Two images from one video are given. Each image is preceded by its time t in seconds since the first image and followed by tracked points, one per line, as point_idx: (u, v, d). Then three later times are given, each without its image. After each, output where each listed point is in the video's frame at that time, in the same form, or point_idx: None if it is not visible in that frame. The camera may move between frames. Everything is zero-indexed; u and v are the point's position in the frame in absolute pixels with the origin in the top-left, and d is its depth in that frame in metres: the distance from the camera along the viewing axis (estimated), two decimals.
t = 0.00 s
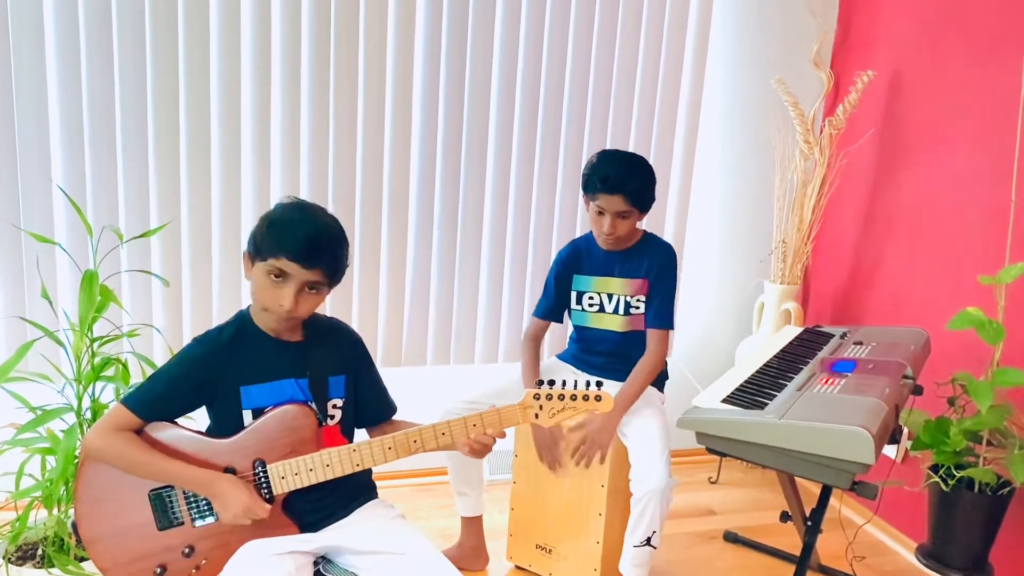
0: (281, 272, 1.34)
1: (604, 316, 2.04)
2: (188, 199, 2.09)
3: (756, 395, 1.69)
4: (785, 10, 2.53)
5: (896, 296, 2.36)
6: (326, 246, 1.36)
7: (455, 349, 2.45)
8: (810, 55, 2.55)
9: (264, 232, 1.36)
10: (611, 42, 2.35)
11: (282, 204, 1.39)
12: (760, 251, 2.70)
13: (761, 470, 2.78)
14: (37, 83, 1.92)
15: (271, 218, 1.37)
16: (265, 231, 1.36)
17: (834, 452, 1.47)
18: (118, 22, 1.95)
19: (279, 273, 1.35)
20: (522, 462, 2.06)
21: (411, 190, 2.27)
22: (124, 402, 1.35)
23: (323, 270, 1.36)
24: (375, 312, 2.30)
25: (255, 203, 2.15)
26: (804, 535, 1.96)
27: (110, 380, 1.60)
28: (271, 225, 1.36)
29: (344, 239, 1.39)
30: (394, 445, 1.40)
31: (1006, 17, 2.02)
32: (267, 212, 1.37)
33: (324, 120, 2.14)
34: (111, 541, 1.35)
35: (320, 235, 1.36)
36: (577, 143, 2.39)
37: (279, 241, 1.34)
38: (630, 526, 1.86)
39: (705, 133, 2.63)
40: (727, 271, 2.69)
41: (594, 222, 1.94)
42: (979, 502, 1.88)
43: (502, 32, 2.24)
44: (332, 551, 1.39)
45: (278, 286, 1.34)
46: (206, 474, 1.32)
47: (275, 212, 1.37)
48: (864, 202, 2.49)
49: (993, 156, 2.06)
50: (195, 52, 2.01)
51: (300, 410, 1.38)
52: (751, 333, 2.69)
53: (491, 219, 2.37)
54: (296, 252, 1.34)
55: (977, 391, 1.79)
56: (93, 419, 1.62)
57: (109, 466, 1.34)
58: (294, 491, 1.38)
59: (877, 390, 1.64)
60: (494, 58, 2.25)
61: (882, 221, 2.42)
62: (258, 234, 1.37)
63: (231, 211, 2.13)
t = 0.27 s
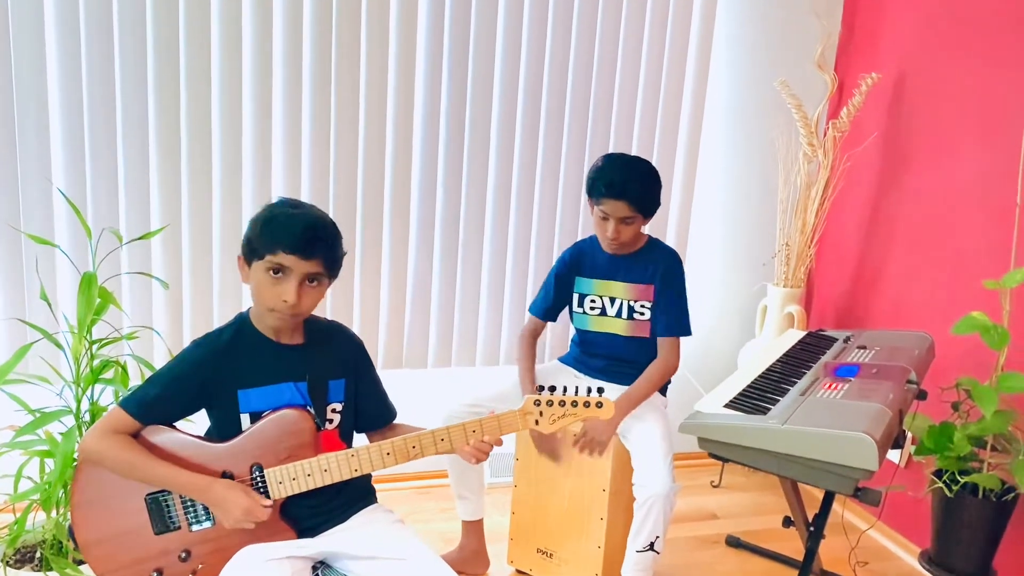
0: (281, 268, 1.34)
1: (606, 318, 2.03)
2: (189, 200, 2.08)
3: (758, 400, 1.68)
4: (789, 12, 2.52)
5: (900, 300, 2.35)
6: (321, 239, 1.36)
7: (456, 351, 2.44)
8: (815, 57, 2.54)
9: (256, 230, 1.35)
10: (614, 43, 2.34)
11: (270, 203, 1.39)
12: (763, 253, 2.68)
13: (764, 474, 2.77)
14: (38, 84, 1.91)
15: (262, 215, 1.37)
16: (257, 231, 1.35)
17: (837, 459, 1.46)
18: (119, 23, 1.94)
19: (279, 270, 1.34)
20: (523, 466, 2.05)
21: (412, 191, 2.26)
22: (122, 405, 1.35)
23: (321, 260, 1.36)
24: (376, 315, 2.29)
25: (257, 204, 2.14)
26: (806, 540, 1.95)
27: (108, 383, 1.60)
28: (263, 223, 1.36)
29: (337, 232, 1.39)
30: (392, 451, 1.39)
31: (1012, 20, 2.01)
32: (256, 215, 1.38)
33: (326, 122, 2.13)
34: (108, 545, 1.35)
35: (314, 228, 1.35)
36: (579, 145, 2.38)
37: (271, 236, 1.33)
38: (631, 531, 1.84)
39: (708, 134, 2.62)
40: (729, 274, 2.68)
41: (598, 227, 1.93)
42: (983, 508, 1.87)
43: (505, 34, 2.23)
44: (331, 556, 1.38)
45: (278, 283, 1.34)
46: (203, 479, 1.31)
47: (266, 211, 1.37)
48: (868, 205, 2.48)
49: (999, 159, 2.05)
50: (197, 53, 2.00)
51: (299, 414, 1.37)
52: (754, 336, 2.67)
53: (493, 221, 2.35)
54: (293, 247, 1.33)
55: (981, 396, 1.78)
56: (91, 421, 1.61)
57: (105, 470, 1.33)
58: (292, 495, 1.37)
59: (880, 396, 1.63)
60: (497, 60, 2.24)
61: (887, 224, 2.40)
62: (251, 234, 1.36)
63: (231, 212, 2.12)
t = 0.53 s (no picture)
0: (278, 264, 1.34)
1: (606, 320, 2.02)
2: (189, 199, 2.07)
3: (757, 402, 1.67)
4: (792, 12, 2.51)
5: (901, 301, 2.34)
6: (317, 237, 1.36)
7: (456, 351, 2.43)
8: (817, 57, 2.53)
9: (251, 232, 1.35)
10: (615, 43, 2.33)
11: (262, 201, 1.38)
12: (765, 254, 2.67)
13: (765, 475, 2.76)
14: (37, 82, 1.90)
15: (256, 214, 1.36)
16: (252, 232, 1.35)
17: (836, 461, 1.45)
18: (119, 21, 1.94)
19: (275, 265, 1.34)
20: (522, 466, 2.04)
21: (413, 191, 2.25)
22: (117, 405, 1.34)
23: (318, 255, 1.36)
24: (375, 315, 2.29)
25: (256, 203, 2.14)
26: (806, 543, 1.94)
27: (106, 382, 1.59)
28: (257, 222, 1.35)
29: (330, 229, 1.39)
30: (388, 449, 1.39)
31: (1016, 19, 2.00)
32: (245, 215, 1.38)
33: (326, 121, 2.12)
34: (104, 547, 1.34)
35: (309, 226, 1.35)
36: (580, 145, 2.37)
37: (268, 237, 1.33)
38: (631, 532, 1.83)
39: (710, 135, 2.61)
40: (731, 275, 2.67)
41: (598, 227, 1.92)
42: (984, 511, 1.86)
43: (506, 33, 2.23)
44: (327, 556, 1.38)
45: (274, 279, 1.33)
46: (199, 480, 1.31)
47: (259, 210, 1.36)
48: (870, 205, 2.47)
49: (1002, 160, 2.04)
50: (197, 52, 2.00)
51: (294, 414, 1.36)
52: (755, 337, 2.67)
53: (493, 221, 2.35)
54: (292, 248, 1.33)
55: (982, 398, 1.77)
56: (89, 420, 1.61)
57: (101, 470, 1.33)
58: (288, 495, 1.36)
59: (880, 397, 1.62)
60: (497, 59, 2.24)
61: (889, 224, 2.39)
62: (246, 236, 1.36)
63: (231, 211, 2.11)
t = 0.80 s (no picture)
0: (291, 267, 1.34)
1: (606, 321, 2.01)
2: (190, 198, 2.07)
3: (759, 403, 1.66)
4: (795, 12, 2.50)
5: (904, 302, 2.33)
6: (319, 237, 1.36)
7: (457, 351, 2.43)
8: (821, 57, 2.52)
9: (251, 234, 1.34)
10: (618, 43, 2.32)
11: (256, 201, 1.36)
12: (767, 255, 2.67)
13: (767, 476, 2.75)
14: (39, 81, 1.90)
15: (253, 215, 1.35)
16: (252, 235, 1.34)
17: (837, 463, 1.45)
18: (120, 20, 1.94)
19: (287, 268, 1.34)
20: (523, 467, 2.04)
21: (414, 190, 2.25)
22: (115, 404, 1.34)
23: (322, 255, 1.37)
24: (376, 315, 2.29)
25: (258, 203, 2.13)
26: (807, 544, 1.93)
27: (106, 381, 1.59)
28: (256, 226, 1.34)
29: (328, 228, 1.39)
30: (387, 450, 1.38)
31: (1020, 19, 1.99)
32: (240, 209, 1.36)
33: (327, 121, 2.12)
34: (102, 546, 1.34)
35: (310, 227, 1.35)
36: (582, 145, 2.37)
37: (272, 241, 1.33)
38: (631, 533, 1.83)
39: (713, 135, 2.60)
40: (733, 275, 2.66)
41: (599, 227, 1.91)
42: (987, 514, 1.85)
43: (507, 32, 2.22)
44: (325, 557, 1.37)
45: (288, 282, 1.34)
46: (198, 479, 1.30)
47: (256, 212, 1.35)
48: (873, 206, 2.46)
49: (1006, 161, 2.03)
50: (198, 51, 1.99)
51: (293, 414, 1.36)
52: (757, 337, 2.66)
53: (494, 221, 2.34)
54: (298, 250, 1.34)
55: (985, 400, 1.76)
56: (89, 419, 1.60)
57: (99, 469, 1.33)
58: (285, 496, 1.36)
59: (882, 399, 1.61)
60: (499, 59, 2.23)
61: (892, 225, 2.38)
62: (244, 238, 1.35)
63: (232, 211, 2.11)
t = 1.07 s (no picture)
0: (312, 274, 1.35)
1: (609, 316, 2.00)
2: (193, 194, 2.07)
3: (762, 400, 1.66)
4: (800, 10, 2.49)
5: (909, 300, 2.32)
6: (319, 236, 1.35)
7: (460, 348, 2.43)
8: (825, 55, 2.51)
9: (250, 237, 1.32)
10: (622, 40, 2.32)
11: (253, 204, 1.34)
12: (771, 252, 2.66)
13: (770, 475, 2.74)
14: (42, 77, 1.90)
15: (251, 218, 1.33)
16: (251, 238, 1.32)
17: (841, 461, 1.44)
18: (123, 17, 1.93)
19: (309, 276, 1.35)
20: (525, 464, 2.03)
21: (417, 187, 2.24)
22: (116, 400, 1.34)
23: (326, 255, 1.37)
24: (379, 311, 2.29)
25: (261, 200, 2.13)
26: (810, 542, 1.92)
27: (108, 376, 1.59)
28: (256, 228, 1.32)
29: (332, 226, 1.38)
30: (389, 444, 1.38)
31: None
32: (243, 206, 1.34)
33: (330, 118, 2.12)
34: (103, 542, 1.34)
35: (309, 226, 1.34)
36: (586, 142, 2.36)
37: (272, 242, 1.31)
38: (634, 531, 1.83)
39: (718, 132, 2.59)
40: (736, 273, 2.65)
41: (602, 224, 1.91)
42: (991, 513, 1.84)
43: (511, 30, 2.22)
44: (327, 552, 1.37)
45: (311, 289, 1.35)
46: (200, 475, 1.30)
47: (254, 215, 1.33)
48: (878, 203, 2.45)
49: (1011, 158, 2.02)
50: (201, 48, 1.99)
51: (294, 409, 1.36)
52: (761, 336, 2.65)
53: (497, 218, 2.34)
54: (300, 251, 1.32)
55: (990, 398, 1.75)
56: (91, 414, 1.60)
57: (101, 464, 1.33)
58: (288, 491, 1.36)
59: (886, 397, 1.60)
60: (503, 56, 2.23)
61: (897, 223, 2.37)
62: (243, 241, 1.33)
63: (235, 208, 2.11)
